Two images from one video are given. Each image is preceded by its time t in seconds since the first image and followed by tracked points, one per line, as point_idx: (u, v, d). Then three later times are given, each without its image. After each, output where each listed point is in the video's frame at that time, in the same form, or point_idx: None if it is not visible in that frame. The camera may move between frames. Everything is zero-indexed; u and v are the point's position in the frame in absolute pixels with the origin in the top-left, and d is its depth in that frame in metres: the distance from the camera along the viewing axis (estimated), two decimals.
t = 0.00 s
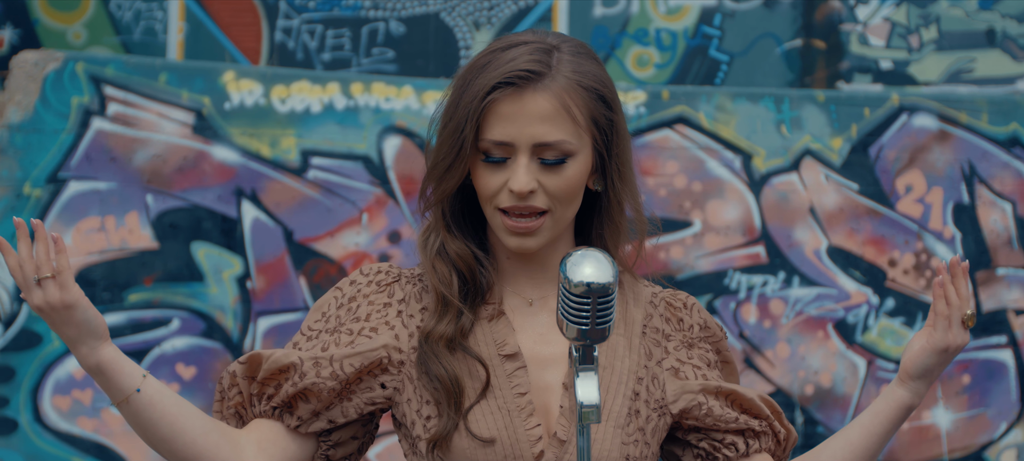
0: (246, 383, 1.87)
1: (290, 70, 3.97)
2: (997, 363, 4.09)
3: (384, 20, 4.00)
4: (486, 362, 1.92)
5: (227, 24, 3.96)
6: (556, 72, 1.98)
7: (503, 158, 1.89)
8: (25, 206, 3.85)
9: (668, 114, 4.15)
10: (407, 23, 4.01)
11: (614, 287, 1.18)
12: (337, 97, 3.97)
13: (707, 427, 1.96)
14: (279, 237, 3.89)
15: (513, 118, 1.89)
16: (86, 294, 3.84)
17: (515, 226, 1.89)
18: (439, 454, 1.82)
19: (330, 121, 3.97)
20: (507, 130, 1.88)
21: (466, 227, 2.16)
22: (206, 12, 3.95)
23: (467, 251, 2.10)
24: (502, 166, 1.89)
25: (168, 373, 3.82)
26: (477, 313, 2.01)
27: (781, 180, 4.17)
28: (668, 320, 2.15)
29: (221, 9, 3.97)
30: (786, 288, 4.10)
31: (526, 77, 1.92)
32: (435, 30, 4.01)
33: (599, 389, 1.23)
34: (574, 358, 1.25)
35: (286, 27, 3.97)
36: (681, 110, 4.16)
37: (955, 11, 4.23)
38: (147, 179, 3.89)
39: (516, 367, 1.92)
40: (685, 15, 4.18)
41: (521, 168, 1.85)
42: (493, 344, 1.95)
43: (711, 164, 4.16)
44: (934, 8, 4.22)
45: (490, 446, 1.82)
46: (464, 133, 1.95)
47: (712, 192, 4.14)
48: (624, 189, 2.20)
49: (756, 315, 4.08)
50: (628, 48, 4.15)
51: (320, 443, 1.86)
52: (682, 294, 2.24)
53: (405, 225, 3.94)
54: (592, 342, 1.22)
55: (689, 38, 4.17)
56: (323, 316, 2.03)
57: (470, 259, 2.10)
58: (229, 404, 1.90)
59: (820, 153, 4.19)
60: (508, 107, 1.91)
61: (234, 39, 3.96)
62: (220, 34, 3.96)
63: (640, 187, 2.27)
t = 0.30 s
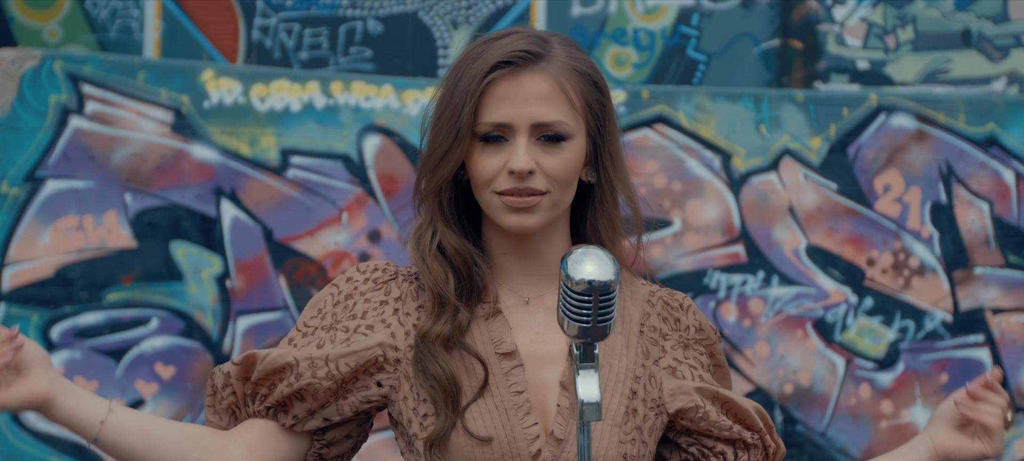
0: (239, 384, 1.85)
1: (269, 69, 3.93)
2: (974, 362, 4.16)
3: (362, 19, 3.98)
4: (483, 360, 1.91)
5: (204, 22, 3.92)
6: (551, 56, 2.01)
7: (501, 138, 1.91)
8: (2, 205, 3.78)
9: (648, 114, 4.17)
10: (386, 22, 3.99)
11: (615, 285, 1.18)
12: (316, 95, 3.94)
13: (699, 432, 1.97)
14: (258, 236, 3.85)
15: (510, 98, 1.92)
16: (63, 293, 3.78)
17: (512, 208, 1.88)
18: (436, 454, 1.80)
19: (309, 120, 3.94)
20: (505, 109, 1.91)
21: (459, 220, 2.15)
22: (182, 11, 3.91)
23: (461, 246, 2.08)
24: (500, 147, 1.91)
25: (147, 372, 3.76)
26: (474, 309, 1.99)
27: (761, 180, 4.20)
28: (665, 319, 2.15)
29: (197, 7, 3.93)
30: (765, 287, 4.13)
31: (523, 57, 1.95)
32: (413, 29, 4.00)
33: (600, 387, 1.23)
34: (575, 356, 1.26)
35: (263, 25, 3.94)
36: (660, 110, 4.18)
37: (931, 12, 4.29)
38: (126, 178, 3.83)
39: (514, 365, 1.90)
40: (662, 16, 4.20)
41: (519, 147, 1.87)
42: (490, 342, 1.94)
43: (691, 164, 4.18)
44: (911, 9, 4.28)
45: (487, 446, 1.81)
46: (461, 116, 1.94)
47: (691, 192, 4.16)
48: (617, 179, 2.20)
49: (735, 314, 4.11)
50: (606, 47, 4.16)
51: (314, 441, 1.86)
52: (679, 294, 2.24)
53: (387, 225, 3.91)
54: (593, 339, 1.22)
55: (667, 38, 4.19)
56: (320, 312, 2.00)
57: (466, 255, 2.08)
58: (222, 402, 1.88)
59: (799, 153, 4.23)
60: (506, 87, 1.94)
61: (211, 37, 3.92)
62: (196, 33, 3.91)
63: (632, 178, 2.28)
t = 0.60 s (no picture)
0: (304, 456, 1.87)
1: (259, 67, 3.91)
2: (965, 361, 4.18)
3: (351, 18, 3.97)
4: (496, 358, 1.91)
5: (192, 20, 3.90)
6: (576, 41, 2.09)
7: (528, 114, 1.96)
8: None
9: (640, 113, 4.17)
10: (375, 21, 3.97)
11: (630, 282, 1.17)
12: (307, 94, 3.92)
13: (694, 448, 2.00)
14: (250, 235, 3.83)
15: (538, 76, 1.98)
16: (54, 292, 3.74)
17: (537, 181, 1.89)
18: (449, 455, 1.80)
19: (301, 118, 3.92)
20: (533, 85, 1.97)
21: (479, 207, 2.18)
22: (171, 9, 3.89)
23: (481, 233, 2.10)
24: (527, 124, 1.95)
25: (138, 372, 3.73)
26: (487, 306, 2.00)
27: (752, 179, 4.21)
28: (683, 326, 2.13)
29: (186, 6, 3.90)
30: (757, 286, 4.14)
31: (550, 38, 2.05)
32: (402, 28, 3.99)
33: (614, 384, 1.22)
34: (589, 354, 1.25)
35: (252, 24, 3.93)
36: (652, 109, 4.18)
37: (920, 11, 4.31)
38: (117, 176, 3.80)
39: (527, 365, 1.90)
40: (652, 15, 4.20)
41: (547, 121, 1.92)
42: (504, 341, 1.95)
43: (683, 163, 4.18)
44: (900, 9, 4.30)
45: (500, 448, 1.80)
46: (488, 96, 1.99)
47: (683, 191, 4.17)
48: (641, 172, 2.22)
49: (727, 313, 4.12)
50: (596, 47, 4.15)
51: None
52: (699, 304, 2.21)
53: (379, 224, 3.88)
54: (607, 336, 1.21)
55: (657, 37, 4.20)
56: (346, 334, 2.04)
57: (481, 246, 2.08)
58: None
59: (790, 152, 4.24)
60: (533, 66, 2.01)
61: (200, 36, 3.90)
62: (184, 30, 3.89)
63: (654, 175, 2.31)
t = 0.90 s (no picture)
0: None
1: (259, 68, 3.92)
2: (964, 361, 4.19)
3: (349, 18, 3.98)
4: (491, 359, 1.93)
5: (190, 21, 3.90)
6: (601, 47, 2.15)
7: (547, 113, 1.98)
8: None
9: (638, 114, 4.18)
10: (373, 21, 3.98)
11: (647, 282, 1.17)
12: (306, 94, 3.92)
13: (709, 439, 1.92)
14: (249, 235, 3.83)
15: (562, 76, 2.02)
16: (54, 293, 3.75)
17: (549, 178, 1.90)
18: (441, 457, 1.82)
19: (300, 119, 3.92)
20: (556, 84, 2.00)
21: (491, 207, 2.22)
22: (169, 10, 3.89)
23: (490, 229, 2.15)
24: (545, 122, 1.98)
25: (138, 373, 3.73)
26: (485, 308, 2.02)
27: (751, 179, 4.21)
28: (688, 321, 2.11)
29: (184, 6, 3.91)
30: (756, 287, 4.14)
31: (577, 41, 2.10)
32: (399, 29, 3.99)
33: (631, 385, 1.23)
34: (606, 355, 1.25)
35: (250, 24, 3.93)
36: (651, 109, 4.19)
37: (918, 12, 4.32)
38: (116, 177, 3.81)
39: (522, 367, 1.91)
40: (651, 15, 4.21)
41: (567, 121, 1.95)
42: (501, 343, 1.96)
43: (682, 164, 4.19)
44: (898, 9, 4.31)
45: (490, 448, 1.81)
46: (512, 90, 2.02)
47: (682, 192, 4.17)
48: (650, 182, 2.29)
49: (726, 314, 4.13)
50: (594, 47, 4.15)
51: None
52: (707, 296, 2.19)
53: (378, 225, 3.88)
54: (624, 337, 1.21)
55: (655, 38, 4.20)
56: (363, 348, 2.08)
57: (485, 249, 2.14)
58: None
59: (789, 152, 4.25)
60: (557, 66, 2.05)
61: (198, 36, 3.90)
62: (182, 31, 3.89)
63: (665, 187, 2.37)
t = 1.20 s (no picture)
0: None
1: (258, 69, 3.92)
2: (963, 362, 4.20)
3: (348, 19, 3.98)
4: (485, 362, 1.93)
5: (189, 22, 3.90)
6: (624, 63, 2.17)
7: (560, 115, 1.99)
8: None
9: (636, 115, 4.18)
10: (372, 22, 3.98)
11: (648, 285, 1.18)
12: (305, 95, 3.92)
13: (717, 428, 1.92)
14: (248, 236, 3.84)
15: (582, 83, 2.03)
16: (53, 293, 3.75)
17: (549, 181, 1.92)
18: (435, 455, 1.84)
19: (299, 120, 3.92)
20: (575, 90, 2.01)
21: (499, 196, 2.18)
22: (168, 10, 3.89)
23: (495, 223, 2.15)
24: (557, 125, 1.98)
25: (138, 373, 3.73)
26: (480, 311, 2.02)
27: (750, 180, 4.22)
28: (679, 317, 2.13)
29: (182, 6, 3.90)
30: (754, 287, 4.15)
31: (603, 52, 2.12)
32: (398, 29, 3.99)
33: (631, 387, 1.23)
34: (606, 357, 1.26)
35: (248, 25, 3.93)
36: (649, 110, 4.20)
37: (916, 13, 4.32)
38: (116, 178, 3.81)
39: (515, 371, 1.91)
40: (649, 16, 4.21)
41: (579, 126, 1.95)
42: (494, 346, 1.95)
43: (681, 164, 4.20)
44: (897, 10, 4.32)
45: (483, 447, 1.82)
46: (531, 89, 2.02)
47: (681, 192, 4.18)
48: (650, 202, 2.31)
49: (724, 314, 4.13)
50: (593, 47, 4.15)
51: None
52: (698, 290, 2.22)
53: (377, 226, 3.89)
54: (625, 339, 1.22)
55: (653, 39, 4.21)
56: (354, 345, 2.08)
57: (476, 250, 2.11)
58: None
59: (788, 153, 4.26)
60: (579, 72, 2.06)
61: (197, 37, 3.90)
62: (181, 32, 3.89)
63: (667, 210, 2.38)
